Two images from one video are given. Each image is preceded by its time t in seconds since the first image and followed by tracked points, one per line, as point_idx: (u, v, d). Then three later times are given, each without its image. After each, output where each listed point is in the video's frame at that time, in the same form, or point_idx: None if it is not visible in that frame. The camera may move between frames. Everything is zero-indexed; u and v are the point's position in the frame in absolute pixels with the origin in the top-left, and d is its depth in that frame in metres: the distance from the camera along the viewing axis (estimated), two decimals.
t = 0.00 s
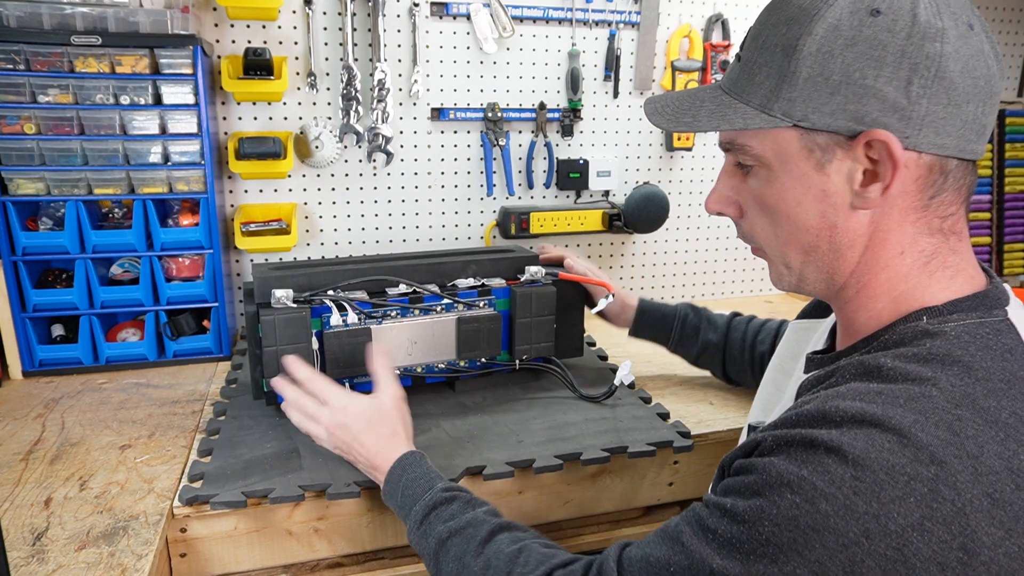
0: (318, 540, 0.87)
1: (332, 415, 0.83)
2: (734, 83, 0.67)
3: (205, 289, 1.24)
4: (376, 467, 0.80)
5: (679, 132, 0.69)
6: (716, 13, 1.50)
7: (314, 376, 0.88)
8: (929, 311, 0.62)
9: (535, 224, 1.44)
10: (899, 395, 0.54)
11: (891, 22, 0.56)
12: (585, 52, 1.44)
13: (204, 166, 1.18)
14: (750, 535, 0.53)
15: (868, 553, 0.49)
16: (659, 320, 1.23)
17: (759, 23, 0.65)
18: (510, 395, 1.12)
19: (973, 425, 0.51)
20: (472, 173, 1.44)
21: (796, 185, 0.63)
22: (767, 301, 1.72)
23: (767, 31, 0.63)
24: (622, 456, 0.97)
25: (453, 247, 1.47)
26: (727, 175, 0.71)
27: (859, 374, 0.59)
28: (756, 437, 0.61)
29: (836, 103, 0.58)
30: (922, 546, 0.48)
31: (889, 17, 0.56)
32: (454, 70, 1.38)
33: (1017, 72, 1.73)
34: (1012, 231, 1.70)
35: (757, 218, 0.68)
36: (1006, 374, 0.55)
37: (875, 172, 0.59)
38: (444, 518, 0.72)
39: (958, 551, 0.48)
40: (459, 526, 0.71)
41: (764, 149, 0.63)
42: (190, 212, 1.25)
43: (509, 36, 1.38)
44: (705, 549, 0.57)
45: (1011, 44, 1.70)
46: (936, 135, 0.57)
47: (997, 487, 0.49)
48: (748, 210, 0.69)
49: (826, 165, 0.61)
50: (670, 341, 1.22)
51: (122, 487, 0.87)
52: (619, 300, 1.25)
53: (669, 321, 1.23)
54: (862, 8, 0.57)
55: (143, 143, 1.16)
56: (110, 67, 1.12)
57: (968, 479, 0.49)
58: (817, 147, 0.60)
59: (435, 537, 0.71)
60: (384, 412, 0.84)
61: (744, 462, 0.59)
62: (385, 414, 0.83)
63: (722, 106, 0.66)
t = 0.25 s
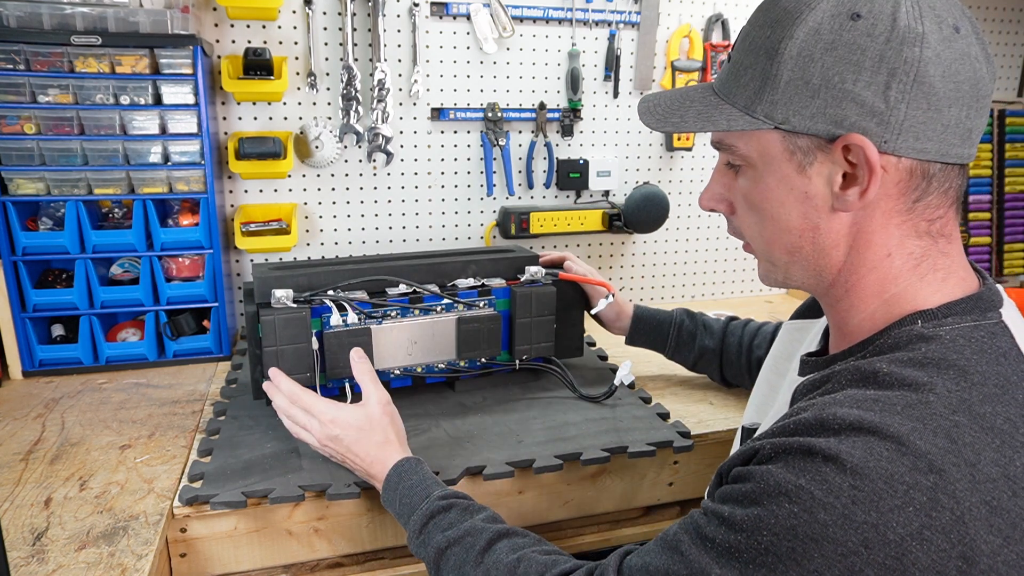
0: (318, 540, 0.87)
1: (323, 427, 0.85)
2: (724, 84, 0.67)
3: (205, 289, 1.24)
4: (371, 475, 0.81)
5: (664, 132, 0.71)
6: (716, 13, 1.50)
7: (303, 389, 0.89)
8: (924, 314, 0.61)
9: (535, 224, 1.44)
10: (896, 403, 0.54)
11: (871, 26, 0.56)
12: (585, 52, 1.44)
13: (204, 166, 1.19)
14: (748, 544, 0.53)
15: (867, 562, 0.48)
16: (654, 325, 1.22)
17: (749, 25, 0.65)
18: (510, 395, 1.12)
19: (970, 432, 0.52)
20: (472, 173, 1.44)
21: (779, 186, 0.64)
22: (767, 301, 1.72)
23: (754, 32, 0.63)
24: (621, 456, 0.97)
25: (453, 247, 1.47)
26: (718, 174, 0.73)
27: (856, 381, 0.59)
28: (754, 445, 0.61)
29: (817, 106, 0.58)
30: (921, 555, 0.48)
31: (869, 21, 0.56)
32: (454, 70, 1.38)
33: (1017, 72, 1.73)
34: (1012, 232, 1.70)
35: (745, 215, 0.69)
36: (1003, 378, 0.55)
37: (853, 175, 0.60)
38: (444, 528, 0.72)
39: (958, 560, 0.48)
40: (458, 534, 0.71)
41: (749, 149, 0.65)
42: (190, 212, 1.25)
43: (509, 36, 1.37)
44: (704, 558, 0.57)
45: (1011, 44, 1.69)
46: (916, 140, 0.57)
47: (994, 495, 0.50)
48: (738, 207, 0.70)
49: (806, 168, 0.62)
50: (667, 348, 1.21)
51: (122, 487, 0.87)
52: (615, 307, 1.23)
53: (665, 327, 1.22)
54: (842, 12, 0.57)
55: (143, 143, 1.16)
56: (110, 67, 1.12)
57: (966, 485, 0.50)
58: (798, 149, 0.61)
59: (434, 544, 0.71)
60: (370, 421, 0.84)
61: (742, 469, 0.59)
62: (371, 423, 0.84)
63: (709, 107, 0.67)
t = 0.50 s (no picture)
0: (318, 540, 0.87)
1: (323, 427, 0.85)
2: (717, 85, 0.67)
3: (205, 290, 1.24)
4: (370, 476, 0.81)
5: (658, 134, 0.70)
6: (716, 13, 1.50)
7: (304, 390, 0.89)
8: (920, 315, 0.61)
9: (535, 224, 1.44)
10: (892, 405, 0.54)
11: (861, 28, 0.56)
12: (585, 52, 1.44)
13: (204, 166, 1.19)
14: (745, 547, 0.54)
15: (863, 565, 0.49)
16: (653, 327, 1.22)
17: (743, 26, 0.65)
18: (510, 395, 1.12)
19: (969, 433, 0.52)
20: (472, 173, 1.44)
21: (772, 187, 0.64)
22: (767, 301, 1.72)
23: (745, 34, 0.64)
24: (621, 456, 0.97)
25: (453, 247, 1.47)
26: (713, 175, 0.73)
27: (851, 383, 0.59)
28: (750, 447, 0.60)
29: (807, 108, 0.59)
30: (917, 558, 0.48)
31: (860, 24, 0.56)
32: (454, 70, 1.38)
33: (1017, 72, 1.73)
34: (1012, 232, 1.70)
35: (740, 216, 0.70)
36: (1000, 380, 0.55)
37: (844, 177, 0.60)
38: (442, 530, 0.72)
39: (954, 562, 0.48)
40: (457, 537, 0.70)
41: (742, 150, 0.65)
42: (191, 212, 1.25)
43: (509, 36, 1.37)
44: (702, 561, 0.57)
45: (1011, 44, 1.69)
46: (906, 141, 0.57)
47: (990, 497, 0.50)
48: (732, 207, 0.71)
49: (797, 169, 0.62)
50: (666, 350, 1.21)
51: (122, 487, 0.87)
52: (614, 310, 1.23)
53: (664, 329, 1.22)
54: (834, 14, 0.57)
55: (143, 143, 1.16)
56: (110, 67, 1.12)
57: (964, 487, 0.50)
58: (789, 150, 0.62)
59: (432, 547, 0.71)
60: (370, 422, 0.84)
61: (737, 472, 0.59)
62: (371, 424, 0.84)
63: (702, 109, 0.67)
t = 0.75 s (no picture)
0: (318, 540, 0.87)
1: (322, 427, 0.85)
2: (717, 85, 0.67)
3: (205, 289, 1.24)
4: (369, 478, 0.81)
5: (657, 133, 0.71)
6: (716, 13, 1.50)
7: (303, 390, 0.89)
8: (918, 316, 0.61)
9: (535, 224, 1.44)
10: (889, 406, 0.54)
11: (856, 30, 0.56)
12: (585, 52, 1.44)
13: (204, 166, 1.19)
14: (743, 549, 0.53)
15: (859, 566, 0.49)
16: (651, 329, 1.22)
17: (741, 27, 0.65)
18: (510, 395, 1.12)
19: (968, 434, 0.51)
20: (472, 173, 1.44)
21: (767, 188, 0.65)
22: (767, 301, 1.73)
23: (744, 34, 0.64)
24: (622, 456, 0.97)
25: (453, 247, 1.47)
26: (712, 174, 0.73)
27: (849, 385, 0.59)
28: (747, 448, 0.61)
29: (803, 109, 0.59)
30: (914, 559, 0.48)
31: (855, 26, 0.56)
32: (454, 70, 1.38)
33: (1017, 72, 1.73)
34: (1012, 232, 1.70)
35: (738, 216, 0.70)
36: (1000, 380, 0.55)
37: (837, 179, 0.60)
38: (441, 532, 0.72)
39: (952, 564, 0.48)
40: (456, 539, 0.70)
41: (739, 151, 0.65)
42: (191, 212, 1.25)
43: (509, 36, 1.37)
44: (700, 563, 0.56)
45: (1011, 44, 1.70)
46: (900, 144, 0.57)
47: (987, 498, 0.49)
48: (730, 207, 0.71)
49: (792, 170, 0.62)
50: (665, 352, 1.21)
51: (122, 487, 0.87)
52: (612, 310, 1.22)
53: (663, 331, 1.21)
54: (829, 16, 0.57)
55: (143, 143, 1.16)
56: (110, 67, 1.12)
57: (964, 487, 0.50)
58: (785, 151, 0.62)
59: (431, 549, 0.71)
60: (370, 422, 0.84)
61: (735, 473, 0.59)
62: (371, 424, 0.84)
63: (700, 108, 0.67)
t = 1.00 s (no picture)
0: (318, 540, 0.87)
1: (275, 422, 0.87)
2: (730, 52, 0.66)
3: (205, 289, 1.24)
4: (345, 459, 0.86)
5: (663, 94, 0.67)
6: (716, 13, 1.50)
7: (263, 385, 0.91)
8: (879, 302, 0.62)
9: (535, 224, 1.44)
10: (835, 378, 0.54)
11: (896, 22, 0.56)
12: (585, 52, 1.44)
13: (204, 166, 1.19)
14: (680, 499, 0.54)
15: (787, 523, 0.50)
16: (691, 336, 1.19)
17: None
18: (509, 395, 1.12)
19: (963, 432, 0.51)
20: (472, 173, 1.44)
21: (770, 170, 0.63)
22: (767, 301, 1.73)
23: (771, 7, 0.61)
24: (621, 456, 0.97)
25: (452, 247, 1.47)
26: (705, 145, 0.71)
27: (804, 360, 0.60)
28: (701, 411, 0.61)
29: (826, 94, 0.57)
30: (839, 521, 0.49)
31: (896, 17, 0.56)
32: (454, 70, 1.38)
33: (1018, 72, 1.73)
34: (1012, 232, 1.70)
35: (727, 194, 0.68)
36: (995, 377, 0.55)
37: (847, 172, 0.59)
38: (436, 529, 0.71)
39: (876, 528, 0.49)
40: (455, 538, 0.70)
41: (745, 128, 0.63)
42: (191, 212, 1.25)
43: (509, 36, 1.37)
44: (642, 507, 0.56)
45: (1011, 44, 1.69)
46: (913, 146, 0.58)
47: (918, 468, 0.50)
48: (718, 182, 0.69)
49: (801, 156, 0.61)
50: (703, 360, 1.20)
51: (122, 487, 0.87)
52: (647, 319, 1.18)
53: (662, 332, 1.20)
54: (870, 3, 0.57)
55: (143, 143, 1.16)
56: (110, 67, 1.12)
57: (958, 491, 0.50)
58: (797, 136, 0.60)
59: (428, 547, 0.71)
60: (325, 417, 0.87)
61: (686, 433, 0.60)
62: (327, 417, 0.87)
63: (713, 75, 0.65)
